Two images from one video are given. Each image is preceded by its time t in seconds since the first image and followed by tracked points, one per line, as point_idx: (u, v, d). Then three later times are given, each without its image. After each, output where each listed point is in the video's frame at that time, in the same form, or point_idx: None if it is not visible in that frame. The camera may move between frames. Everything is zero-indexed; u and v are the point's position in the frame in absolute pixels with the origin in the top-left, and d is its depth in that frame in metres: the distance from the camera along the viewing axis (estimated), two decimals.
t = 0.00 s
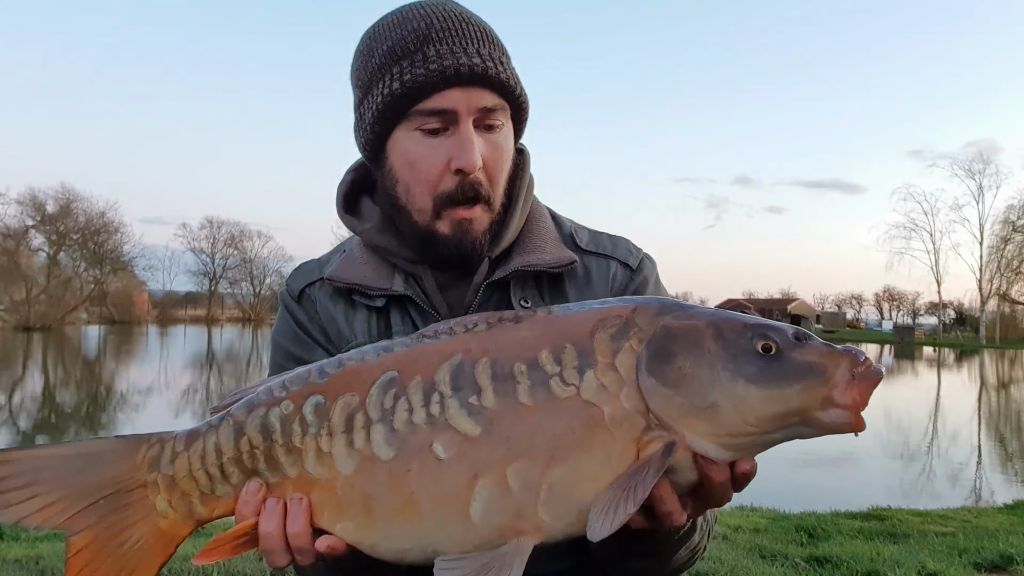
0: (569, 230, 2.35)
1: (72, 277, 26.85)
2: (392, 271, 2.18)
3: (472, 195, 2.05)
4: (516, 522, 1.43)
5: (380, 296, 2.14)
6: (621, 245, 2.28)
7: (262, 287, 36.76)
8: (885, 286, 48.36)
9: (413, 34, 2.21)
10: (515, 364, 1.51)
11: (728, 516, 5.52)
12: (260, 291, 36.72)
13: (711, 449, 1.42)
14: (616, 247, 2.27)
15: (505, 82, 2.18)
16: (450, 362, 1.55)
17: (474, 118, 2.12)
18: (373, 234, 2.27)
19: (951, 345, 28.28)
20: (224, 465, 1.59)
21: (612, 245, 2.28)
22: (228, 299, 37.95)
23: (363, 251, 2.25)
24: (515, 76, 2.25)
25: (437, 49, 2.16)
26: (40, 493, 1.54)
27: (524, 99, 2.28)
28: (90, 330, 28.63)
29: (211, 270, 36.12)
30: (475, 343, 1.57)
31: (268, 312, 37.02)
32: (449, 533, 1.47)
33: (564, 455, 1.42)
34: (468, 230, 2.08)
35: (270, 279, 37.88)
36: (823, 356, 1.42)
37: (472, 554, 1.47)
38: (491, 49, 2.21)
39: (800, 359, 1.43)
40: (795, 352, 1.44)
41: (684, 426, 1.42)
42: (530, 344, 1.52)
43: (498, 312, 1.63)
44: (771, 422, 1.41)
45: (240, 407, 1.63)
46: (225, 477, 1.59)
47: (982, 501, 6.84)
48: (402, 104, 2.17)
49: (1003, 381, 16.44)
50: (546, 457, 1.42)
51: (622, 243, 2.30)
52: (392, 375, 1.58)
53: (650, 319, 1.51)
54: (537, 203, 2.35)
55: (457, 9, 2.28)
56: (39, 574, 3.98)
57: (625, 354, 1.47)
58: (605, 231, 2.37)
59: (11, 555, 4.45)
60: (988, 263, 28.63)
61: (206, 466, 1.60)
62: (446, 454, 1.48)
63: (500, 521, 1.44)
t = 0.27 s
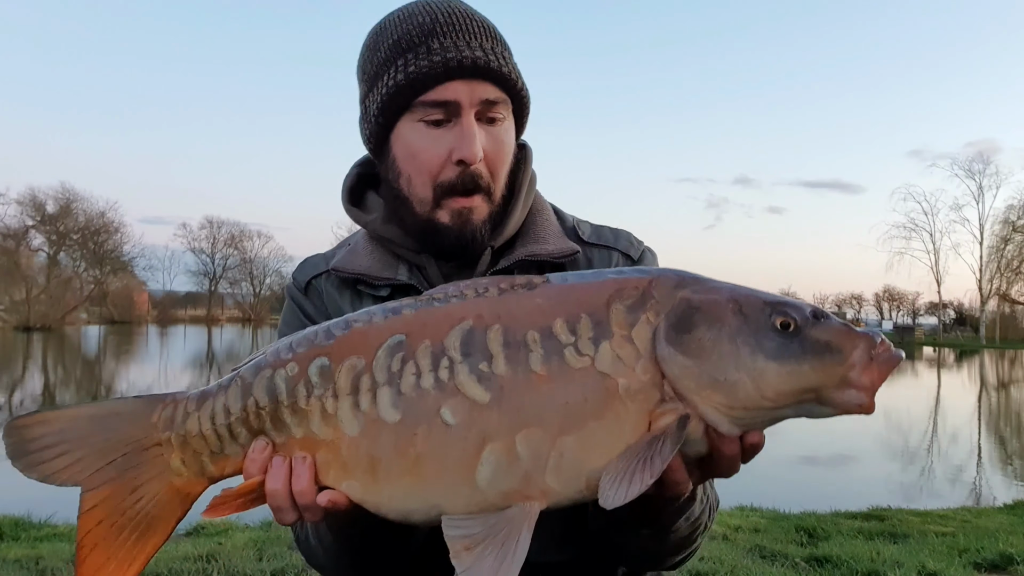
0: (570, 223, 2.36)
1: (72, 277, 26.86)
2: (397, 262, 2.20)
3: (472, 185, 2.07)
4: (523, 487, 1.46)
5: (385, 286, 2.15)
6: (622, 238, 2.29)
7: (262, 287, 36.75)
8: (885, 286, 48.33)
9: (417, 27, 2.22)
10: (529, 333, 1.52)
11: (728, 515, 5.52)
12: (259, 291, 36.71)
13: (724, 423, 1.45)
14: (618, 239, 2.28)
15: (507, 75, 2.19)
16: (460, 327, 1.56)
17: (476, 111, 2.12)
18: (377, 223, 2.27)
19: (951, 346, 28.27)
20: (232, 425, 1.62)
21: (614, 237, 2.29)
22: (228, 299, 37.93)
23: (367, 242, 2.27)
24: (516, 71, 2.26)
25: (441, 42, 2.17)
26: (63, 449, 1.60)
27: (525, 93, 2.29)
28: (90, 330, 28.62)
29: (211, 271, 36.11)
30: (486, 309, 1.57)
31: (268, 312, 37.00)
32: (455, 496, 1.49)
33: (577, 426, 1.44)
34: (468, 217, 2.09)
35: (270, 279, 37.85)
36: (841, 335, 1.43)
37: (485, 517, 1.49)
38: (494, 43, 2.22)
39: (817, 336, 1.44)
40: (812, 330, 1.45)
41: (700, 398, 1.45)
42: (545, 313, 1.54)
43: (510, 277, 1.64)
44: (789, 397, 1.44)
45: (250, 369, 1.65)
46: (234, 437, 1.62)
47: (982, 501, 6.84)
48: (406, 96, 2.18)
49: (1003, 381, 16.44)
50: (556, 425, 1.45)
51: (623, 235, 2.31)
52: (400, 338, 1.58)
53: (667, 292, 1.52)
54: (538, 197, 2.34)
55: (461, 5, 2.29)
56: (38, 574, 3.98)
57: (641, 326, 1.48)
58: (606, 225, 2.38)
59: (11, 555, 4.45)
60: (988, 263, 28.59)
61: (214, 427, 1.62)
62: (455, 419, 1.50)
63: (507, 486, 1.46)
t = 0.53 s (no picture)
0: (571, 220, 2.36)
1: (72, 277, 26.88)
2: (401, 264, 2.20)
3: (477, 188, 2.06)
4: (530, 464, 1.42)
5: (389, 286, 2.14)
6: (623, 234, 2.29)
7: (262, 287, 36.77)
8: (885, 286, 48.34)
9: (417, 33, 2.24)
10: (534, 313, 1.50)
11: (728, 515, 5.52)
12: (259, 291, 36.72)
13: (730, 398, 1.43)
14: (619, 235, 2.28)
15: (508, 78, 2.19)
16: (464, 308, 1.54)
17: (479, 112, 2.12)
18: (382, 227, 2.27)
19: (951, 346, 28.29)
20: (243, 408, 1.62)
21: (615, 233, 2.29)
22: (228, 299, 37.92)
23: (371, 243, 2.26)
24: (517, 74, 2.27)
25: (442, 46, 2.18)
26: (88, 434, 1.62)
27: (525, 95, 2.29)
28: (90, 330, 28.61)
29: (211, 271, 36.13)
30: (490, 289, 1.56)
31: (268, 312, 37.01)
32: (459, 474, 1.46)
33: (584, 404, 1.41)
34: (474, 222, 2.09)
35: (270, 279, 37.82)
36: (843, 308, 1.43)
37: (493, 495, 1.45)
38: (495, 48, 2.23)
39: (821, 309, 1.44)
40: (817, 304, 1.45)
41: (707, 372, 1.42)
42: (550, 294, 1.52)
43: (512, 258, 1.62)
44: (795, 370, 1.42)
45: (260, 353, 1.65)
46: (247, 421, 1.62)
47: (982, 501, 6.84)
48: (408, 100, 2.18)
49: (1002, 381, 16.46)
50: (563, 404, 1.42)
51: (624, 231, 2.31)
52: (404, 320, 1.57)
53: (671, 270, 1.51)
54: (539, 197, 2.34)
55: (460, 10, 2.31)
56: (38, 574, 3.98)
57: (648, 304, 1.46)
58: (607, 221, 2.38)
59: (11, 555, 4.45)
60: (988, 263, 28.60)
61: (228, 411, 1.63)
62: (459, 399, 1.47)
63: (513, 464, 1.43)
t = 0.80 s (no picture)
0: (573, 223, 2.36)
1: (72, 278, 26.87)
2: (399, 264, 2.20)
3: (461, 187, 2.06)
4: (537, 454, 1.42)
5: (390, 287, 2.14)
6: (625, 236, 2.29)
7: (262, 287, 36.77)
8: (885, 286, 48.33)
9: (410, 32, 2.26)
10: (540, 308, 1.50)
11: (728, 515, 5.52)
12: (259, 292, 36.71)
13: (734, 389, 1.43)
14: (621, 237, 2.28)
15: (497, 77, 2.19)
16: (470, 302, 1.53)
17: (466, 112, 2.14)
18: (381, 227, 2.27)
19: (951, 346, 28.27)
20: (253, 400, 1.61)
21: (617, 235, 2.29)
22: (228, 300, 37.91)
23: (374, 244, 2.27)
24: (512, 74, 2.27)
25: (432, 46, 2.20)
26: (105, 427, 1.60)
27: (522, 99, 2.29)
28: (90, 330, 28.61)
29: (211, 271, 36.14)
30: (496, 283, 1.55)
31: (268, 312, 37.01)
32: (466, 465, 1.45)
33: (590, 397, 1.42)
34: (460, 222, 2.09)
35: (270, 279, 37.80)
36: (842, 301, 1.43)
37: (501, 483, 1.45)
38: (486, 47, 2.24)
39: (820, 303, 1.44)
40: (818, 298, 1.45)
41: (709, 366, 1.43)
42: (556, 287, 1.51)
43: (516, 251, 1.61)
44: (795, 361, 1.43)
45: (268, 346, 1.64)
46: (257, 413, 1.61)
47: (982, 501, 6.84)
48: (396, 98, 2.21)
49: (1002, 381, 16.46)
50: (570, 396, 1.42)
51: (626, 233, 2.31)
52: (410, 314, 1.56)
53: (675, 264, 1.50)
54: (542, 196, 2.34)
55: (457, 12, 2.33)
56: (38, 574, 3.97)
57: (652, 298, 1.46)
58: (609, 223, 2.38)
59: (11, 555, 4.45)
60: (988, 263, 28.59)
61: (239, 403, 1.61)
62: (467, 392, 1.47)
63: (521, 454, 1.42)
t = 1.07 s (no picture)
0: (576, 223, 2.36)
1: (72, 277, 26.88)
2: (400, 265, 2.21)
3: (451, 188, 2.06)
4: (543, 434, 1.41)
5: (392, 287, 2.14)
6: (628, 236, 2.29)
7: (262, 287, 36.77)
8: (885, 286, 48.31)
9: (402, 36, 2.30)
10: (549, 290, 1.50)
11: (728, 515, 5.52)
12: (259, 292, 36.71)
13: (737, 371, 1.44)
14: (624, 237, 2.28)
15: (486, 77, 2.20)
16: (479, 285, 1.53)
17: (455, 113, 2.15)
18: (386, 227, 2.29)
19: (951, 346, 28.28)
20: (265, 380, 1.61)
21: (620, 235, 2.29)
22: (228, 299, 37.91)
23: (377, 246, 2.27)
24: (504, 74, 2.27)
25: (420, 48, 2.23)
26: (124, 408, 1.62)
27: (516, 99, 2.28)
28: (90, 330, 28.62)
29: (211, 271, 36.15)
30: (505, 266, 1.55)
31: (268, 312, 37.01)
32: (475, 442, 1.45)
33: (597, 376, 1.41)
34: (453, 223, 2.09)
35: (270, 279, 37.79)
36: (841, 290, 1.45)
37: (510, 460, 1.44)
38: (477, 48, 2.25)
39: (821, 292, 1.45)
40: (818, 287, 1.46)
41: (713, 350, 1.43)
42: (564, 270, 1.51)
43: (524, 235, 1.62)
44: (796, 347, 1.44)
45: (280, 329, 1.65)
46: (269, 393, 1.61)
47: (982, 501, 6.84)
48: (387, 100, 2.25)
49: (1002, 381, 16.46)
50: (578, 375, 1.41)
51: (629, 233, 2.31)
52: (420, 296, 1.56)
53: (680, 249, 1.51)
54: (544, 197, 2.35)
55: (449, 14, 2.34)
56: (38, 574, 3.98)
57: (658, 282, 1.47)
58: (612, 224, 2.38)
59: (11, 555, 4.45)
60: (988, 263, 28.58)
61: (252, 383, 1.62)
62: (476, 372, 1.46)
63: (529, 433, 1.42)
